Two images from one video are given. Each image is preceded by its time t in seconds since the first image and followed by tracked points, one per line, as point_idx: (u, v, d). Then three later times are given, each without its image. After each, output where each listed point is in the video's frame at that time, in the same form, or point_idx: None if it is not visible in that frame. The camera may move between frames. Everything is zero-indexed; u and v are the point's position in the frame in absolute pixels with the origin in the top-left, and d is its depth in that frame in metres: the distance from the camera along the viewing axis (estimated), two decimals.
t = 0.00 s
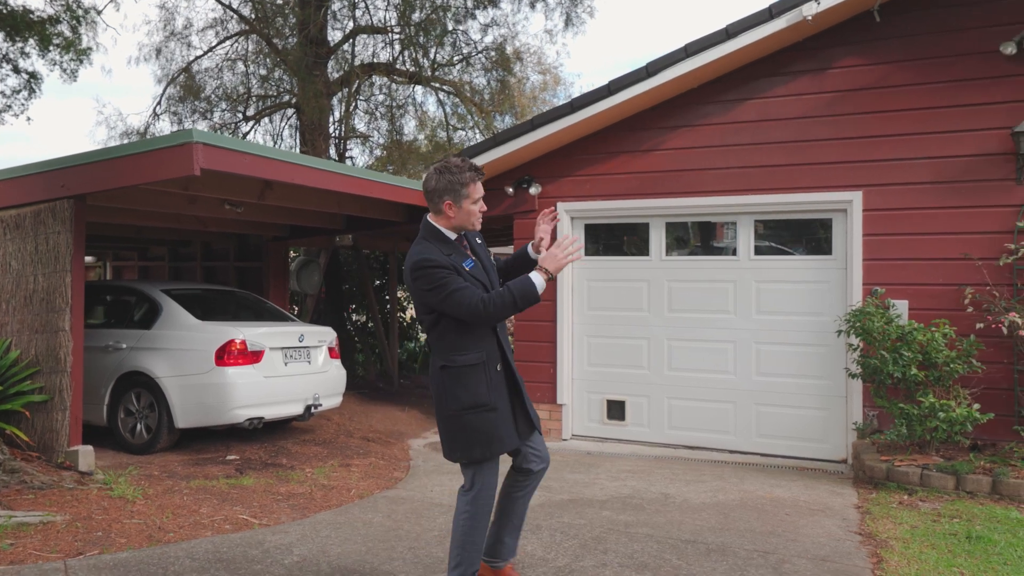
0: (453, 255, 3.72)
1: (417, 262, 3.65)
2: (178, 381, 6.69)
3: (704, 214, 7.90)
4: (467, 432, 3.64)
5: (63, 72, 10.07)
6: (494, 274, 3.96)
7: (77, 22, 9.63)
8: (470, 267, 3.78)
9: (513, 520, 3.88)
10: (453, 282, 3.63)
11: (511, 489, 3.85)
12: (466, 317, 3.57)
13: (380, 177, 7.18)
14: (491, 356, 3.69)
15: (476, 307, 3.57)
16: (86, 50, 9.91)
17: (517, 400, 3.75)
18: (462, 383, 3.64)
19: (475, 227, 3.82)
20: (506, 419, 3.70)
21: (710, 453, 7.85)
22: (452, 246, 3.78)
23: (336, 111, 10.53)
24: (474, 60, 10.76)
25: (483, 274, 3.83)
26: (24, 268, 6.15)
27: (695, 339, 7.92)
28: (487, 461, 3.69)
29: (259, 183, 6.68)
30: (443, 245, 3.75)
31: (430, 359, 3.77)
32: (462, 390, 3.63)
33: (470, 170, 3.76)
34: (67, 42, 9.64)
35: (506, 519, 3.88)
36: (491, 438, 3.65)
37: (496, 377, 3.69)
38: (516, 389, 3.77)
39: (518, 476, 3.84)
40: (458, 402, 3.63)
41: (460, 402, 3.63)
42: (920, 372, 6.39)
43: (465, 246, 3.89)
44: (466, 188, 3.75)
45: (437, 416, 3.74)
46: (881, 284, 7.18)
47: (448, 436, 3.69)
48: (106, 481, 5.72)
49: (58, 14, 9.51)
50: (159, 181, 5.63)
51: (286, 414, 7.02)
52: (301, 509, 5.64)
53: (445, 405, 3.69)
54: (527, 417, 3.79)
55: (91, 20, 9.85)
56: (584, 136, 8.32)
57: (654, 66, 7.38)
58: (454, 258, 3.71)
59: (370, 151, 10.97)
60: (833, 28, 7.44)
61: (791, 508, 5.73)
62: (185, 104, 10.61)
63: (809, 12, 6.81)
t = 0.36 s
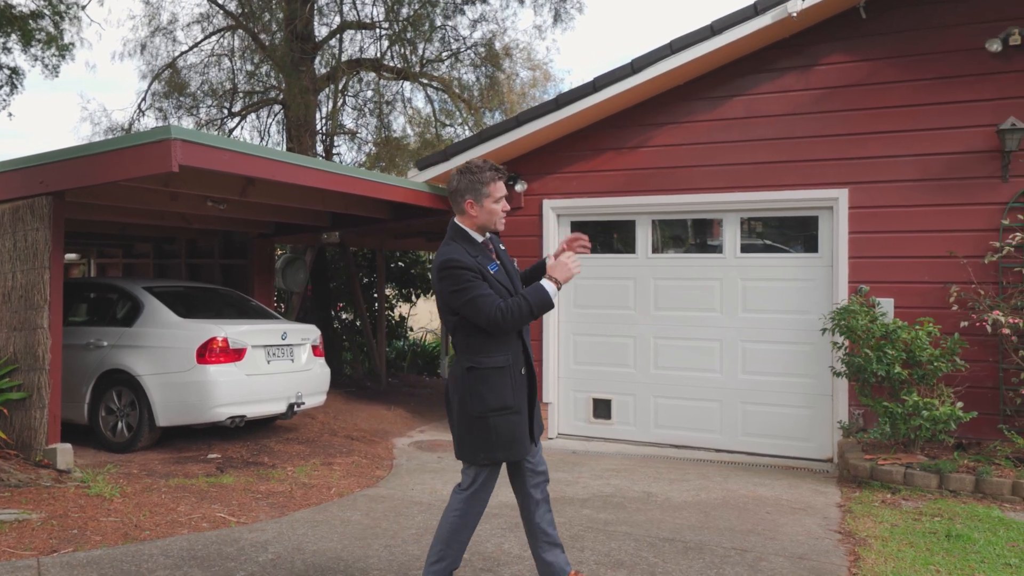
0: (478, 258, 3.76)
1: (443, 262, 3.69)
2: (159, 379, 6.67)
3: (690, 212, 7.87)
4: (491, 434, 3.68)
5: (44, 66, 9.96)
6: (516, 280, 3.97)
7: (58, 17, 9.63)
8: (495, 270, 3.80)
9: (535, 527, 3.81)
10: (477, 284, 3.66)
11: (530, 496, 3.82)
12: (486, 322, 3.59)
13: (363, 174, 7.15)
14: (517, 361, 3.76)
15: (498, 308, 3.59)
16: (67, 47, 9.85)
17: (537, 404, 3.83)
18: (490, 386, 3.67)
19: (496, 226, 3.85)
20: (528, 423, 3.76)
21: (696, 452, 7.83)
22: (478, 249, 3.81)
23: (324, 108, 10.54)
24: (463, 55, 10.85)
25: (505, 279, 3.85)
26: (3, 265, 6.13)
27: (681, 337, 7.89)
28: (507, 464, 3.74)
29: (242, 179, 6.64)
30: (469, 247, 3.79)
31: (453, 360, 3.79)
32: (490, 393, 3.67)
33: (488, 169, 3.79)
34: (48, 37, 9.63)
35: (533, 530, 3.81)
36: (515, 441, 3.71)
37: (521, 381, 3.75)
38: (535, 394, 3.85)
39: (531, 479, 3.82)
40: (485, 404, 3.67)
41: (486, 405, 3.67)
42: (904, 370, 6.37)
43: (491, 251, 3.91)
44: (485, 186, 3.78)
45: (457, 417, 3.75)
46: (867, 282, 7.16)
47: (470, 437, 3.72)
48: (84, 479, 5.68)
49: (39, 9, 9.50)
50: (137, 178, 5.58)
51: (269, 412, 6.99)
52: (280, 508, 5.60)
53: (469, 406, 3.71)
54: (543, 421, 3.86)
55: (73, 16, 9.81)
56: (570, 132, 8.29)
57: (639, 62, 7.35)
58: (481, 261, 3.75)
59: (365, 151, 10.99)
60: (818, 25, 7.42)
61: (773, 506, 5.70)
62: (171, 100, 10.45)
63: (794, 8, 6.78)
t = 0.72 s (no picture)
0: (499, 248, 3.72)
1: (461, 249, 3.69)
2: (139, 376, 6.62)
3: (676, 209, 7.81)
4: (514, 425, 3.64)
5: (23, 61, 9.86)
6: (546, 274, 3.89)
7: (38, 10, 9.61)
8: (517, 262, 3.75)
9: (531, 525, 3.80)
10: (484, 279, 3.64)
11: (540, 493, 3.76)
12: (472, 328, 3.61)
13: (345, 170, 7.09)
14: (540, 354, 3.70)
15: (488, 313, 3.59)
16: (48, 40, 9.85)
17: (564, 397, 3.75)
18: (510, 378, 3.65)
19: (506, 217, 3.79)
20: (552, 416, 3.69)
21: (682, 451, 7.78)
22: (502, 237, 3.77)
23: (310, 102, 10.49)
24: (453, 50, 10.76)
25: (530, 272, 3.80)
26: None
27: (668, 334, 7.82)
28: (530, 456, 3.68)
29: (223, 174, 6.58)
30: (492, 233, 3.77)
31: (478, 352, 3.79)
32: (509, 385, 3.64)
33: (504, 158, 3.75)
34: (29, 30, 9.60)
35: (529, 527, 3.79)
36: (538, 433, 3.64)
37: (544, 374, 3.69)
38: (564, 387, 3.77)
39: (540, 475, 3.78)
40: (505, 395, 3.64)
41: (507, 396, 3.64)
42: (889, 367, 6.30)
43: (520, 241, 3.87)
44: (497, 174, 3.77)
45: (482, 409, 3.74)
46: (854, 279, 7.10)
47: (494, 429, 3.68)
48: (58, 477, 5.61)
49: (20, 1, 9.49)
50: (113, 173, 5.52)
51: (249, 410, 6.94)
52: (257, 506, 5.54)
53: (492, 398, 3.69)
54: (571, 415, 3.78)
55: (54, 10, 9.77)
56: (557, 128, 8.24)
57: (625, 57, 7.29)
58: (500, 252, 3.71)
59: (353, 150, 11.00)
60: (805, 20, 7.37)
61: (755, 504, 5.65)
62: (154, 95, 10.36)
63: (780, 2, 6.73)
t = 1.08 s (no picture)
0: (496, 243, 3.68)
1: (457, 242, 3.67)
2: (112, 374, 6.55)
3: (659, 206, 7.75)
4: (502, 420, 3.59)
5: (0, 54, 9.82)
6: (546, 273, 3.83)
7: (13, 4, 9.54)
8: (515, 258, 3.71)
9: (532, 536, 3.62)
10: (476, 274, 3.62)
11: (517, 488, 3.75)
12: (458, 322, 3.60)
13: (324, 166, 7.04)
14: (530, 350, 3.63)
15: (474, 309, 3.57)
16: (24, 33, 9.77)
17: (557, 395, 3.66)
18: (499, 372, 3.60)
19: (509, 216, 3.73)
20: (544, 412, 3.59)
21: (665, 450, 7.72)
22: (502, 233, 3.72)
23: (293, 101, 10.30)
24: (439, 45, 10.86)
25: (527, 269, 3.74)
26: None
27: (651, 333, 7.76)
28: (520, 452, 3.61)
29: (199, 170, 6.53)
30: (492, 227, 3.72)
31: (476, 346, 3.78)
32: (498, 379, 3.60)
33: (510, 156, 3.66)
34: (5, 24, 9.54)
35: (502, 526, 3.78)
36: (528, 429, 3.57)
37: (534, 371, 3.61)
38: (557, 385, 3.68)
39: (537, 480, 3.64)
40: (493, 390, 3.60)
41: (495, 391, 3.60)
42: (870, 366, 6.24)
43: (521, 237, 3.82)
44: (502, 172, 3.68)
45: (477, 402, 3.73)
46: (837, 277, 7.04)
47: (485, 423, 3.66)
48: (26, 478, 5.54)
49: None
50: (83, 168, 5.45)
51: (226, 409, 6.87)
52: (228, 506, 5.47)
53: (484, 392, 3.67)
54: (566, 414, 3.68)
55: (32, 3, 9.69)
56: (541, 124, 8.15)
57: (607, 53, 7.22)
58: (496, 247, 3.67)
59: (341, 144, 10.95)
60: (789, 16, 7.29)
61: (733, 504, 5.58)
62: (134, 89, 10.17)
63: None
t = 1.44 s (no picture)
0: (507, 249, 3.62)
1: (467, 247, 3.60)
2: (85, 374, 6.49)
3: (640, 204, 7.67)
4: (509, 431, 3.53)
5: None
6: (553, 280, 3.79)
7: None
8: (524, 263, 3.65)
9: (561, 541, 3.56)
10: (487, 281, 3.54)
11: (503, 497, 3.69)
12: (469, 330, 3.52)
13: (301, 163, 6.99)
14: (538, 359, 3.59)
15: (487, 316, 3.49)
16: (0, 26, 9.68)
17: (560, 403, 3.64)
18: (508, 381, 3.53)
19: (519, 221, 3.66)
20: (548, 423, 3.58)
21: (647, 450, 7.66)
22: (512, 237, 3.66)
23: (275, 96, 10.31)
24: (425, 40, 10.79)
25: (536, 275, 3.69)
26: None
27: (633, 332, 7.70)
28: (524, 463, 3.57)
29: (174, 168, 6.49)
30: (502, 231, 3.66)
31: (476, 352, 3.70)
32: (507, 388, 3.53)
33: (518, 159, 3.61)
34: None
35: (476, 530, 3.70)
36: (537, 440, 3.54)
37: (541, 380, 3.58)
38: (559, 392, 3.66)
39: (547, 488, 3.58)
40: (501, 399, 3.53)
41: (503, 401, 3.53)
42: (850, 365, 6.18)
43: (528, 242, 3.76)
44: (510, 175, 3.63)
45: (478, 410, 3.65)
46: (818, 276, 6.99)
47: (489, 432, 3.58)
48: None
49: None
50: (52, 165, 5.41)
51: (202, 409, 6.81)
52: (199, 508, 5.40)
53: (488, 401, 3.58)
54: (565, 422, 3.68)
55: None
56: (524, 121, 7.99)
57: (587, 49, 7.14)
58: (507, 253, 3.60)
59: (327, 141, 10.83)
60: (771, 12, 7.21)
61: (710, 505, 5.52)
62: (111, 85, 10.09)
63: None
